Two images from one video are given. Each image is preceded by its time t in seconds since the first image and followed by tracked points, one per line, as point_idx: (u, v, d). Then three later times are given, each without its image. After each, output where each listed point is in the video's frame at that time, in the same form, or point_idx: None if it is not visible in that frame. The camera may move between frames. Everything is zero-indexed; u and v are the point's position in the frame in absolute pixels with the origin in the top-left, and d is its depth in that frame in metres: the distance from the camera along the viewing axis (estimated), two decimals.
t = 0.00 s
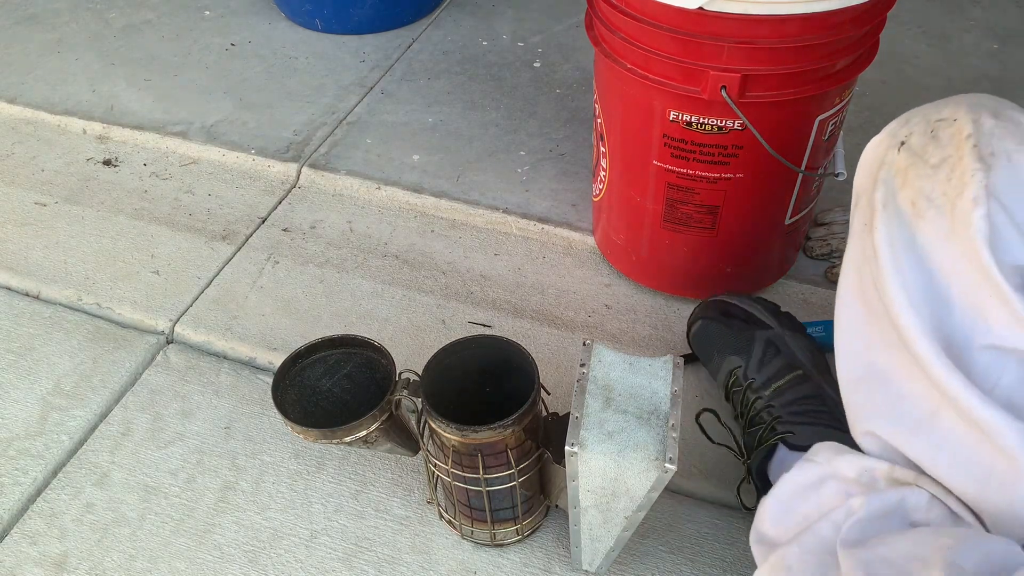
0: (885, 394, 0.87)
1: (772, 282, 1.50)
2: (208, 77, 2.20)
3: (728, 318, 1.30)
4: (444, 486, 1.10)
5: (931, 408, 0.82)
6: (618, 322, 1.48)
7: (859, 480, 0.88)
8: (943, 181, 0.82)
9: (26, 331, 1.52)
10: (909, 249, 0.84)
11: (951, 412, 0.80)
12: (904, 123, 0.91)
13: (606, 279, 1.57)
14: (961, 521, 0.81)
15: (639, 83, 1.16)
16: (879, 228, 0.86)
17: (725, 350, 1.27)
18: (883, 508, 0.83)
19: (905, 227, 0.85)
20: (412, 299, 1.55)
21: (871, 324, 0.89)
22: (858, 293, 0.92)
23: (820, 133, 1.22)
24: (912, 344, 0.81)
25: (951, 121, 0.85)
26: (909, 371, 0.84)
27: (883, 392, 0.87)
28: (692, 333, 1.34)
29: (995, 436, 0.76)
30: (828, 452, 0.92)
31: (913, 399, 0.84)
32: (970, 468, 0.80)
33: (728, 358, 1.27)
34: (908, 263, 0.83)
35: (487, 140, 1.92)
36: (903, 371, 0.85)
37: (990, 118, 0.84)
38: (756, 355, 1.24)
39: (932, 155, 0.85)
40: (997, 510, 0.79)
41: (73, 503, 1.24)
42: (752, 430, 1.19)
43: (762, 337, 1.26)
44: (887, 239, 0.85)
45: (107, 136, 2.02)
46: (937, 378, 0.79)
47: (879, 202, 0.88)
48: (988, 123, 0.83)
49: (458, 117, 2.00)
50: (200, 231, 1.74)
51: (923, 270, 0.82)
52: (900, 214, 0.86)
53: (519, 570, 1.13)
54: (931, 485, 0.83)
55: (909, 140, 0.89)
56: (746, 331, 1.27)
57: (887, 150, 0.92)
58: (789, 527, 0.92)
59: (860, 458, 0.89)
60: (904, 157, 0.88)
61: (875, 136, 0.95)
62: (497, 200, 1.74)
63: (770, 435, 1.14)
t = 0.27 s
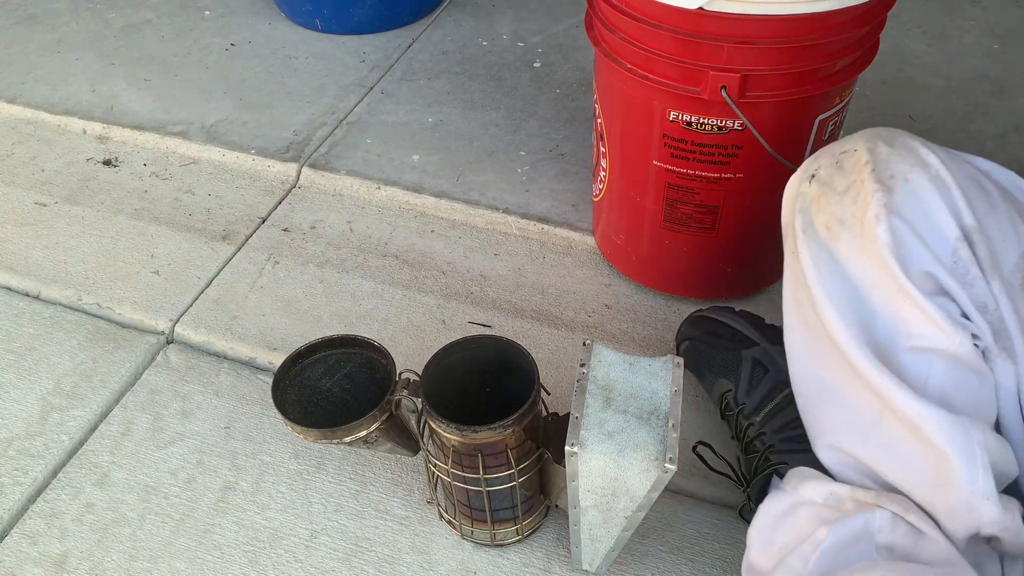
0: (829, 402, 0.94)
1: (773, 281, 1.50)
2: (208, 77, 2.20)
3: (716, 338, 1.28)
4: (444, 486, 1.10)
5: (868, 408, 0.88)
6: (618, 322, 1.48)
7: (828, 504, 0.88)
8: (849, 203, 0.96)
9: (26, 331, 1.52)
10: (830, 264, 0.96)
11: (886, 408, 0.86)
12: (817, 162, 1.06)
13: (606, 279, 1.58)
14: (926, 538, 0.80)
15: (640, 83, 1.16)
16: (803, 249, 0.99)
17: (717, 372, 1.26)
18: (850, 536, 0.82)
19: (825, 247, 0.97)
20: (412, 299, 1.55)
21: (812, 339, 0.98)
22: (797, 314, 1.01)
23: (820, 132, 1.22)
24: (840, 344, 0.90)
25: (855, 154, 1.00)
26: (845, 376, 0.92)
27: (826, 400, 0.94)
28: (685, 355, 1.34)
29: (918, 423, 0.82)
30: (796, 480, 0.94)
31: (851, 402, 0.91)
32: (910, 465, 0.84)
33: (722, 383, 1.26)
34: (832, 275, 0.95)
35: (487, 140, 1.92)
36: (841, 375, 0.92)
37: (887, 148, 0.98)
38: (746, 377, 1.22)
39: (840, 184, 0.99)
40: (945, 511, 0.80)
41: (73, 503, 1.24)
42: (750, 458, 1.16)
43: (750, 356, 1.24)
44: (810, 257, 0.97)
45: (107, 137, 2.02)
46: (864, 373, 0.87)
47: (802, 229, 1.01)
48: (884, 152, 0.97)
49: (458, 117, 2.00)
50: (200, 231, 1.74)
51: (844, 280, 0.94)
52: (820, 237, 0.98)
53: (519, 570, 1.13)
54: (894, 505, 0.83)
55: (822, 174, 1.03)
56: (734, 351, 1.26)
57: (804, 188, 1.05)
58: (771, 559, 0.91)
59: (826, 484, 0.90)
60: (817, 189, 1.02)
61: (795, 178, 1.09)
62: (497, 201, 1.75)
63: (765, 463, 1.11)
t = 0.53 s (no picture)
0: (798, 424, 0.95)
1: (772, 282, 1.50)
2: (208, 77, 2.20)
3: (709, 344, 1.29)
4: (444, 486, 1.10)
5: (835, 425, 0.90)
6: (618, 322, 1.48)
7: (817, 500, 0.86)
8: (794, 234, 0.98)
9: (26, 331, 1.52)
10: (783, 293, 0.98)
11: (851, 425, 0.88)
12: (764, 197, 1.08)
13: (606, 280, 1.58)
14: (914, 537, 0.81)
15: (640, 83, 1.16)
16: (755, 282, 1.01)
17: (710, 378, 1.28)
18: (841, 537, 0.81)
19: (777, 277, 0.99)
20: (412, 299, 1.55)
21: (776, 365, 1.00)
22: (760, 343, 1.03)
23: (820, 132, 1.22)
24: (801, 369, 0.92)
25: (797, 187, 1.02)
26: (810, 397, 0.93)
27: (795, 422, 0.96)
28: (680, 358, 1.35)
29: (881, 433, 0.83)
30: (786, 475, 0.92)
31: (818, 421, 0.92)
32: (879, 473, 0.85)
33: (717, 389, 1.27)
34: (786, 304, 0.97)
35: (487, 140, 1.92)
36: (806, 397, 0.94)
37: (827, 176, 1.00)
38: (739, 383, 1.22)
39: (785, 216, 1.01)
40: (918, 511, 0.82)
41: (73, 503, 1.24)
42: (745, 463, 1.17)
43: (741, 364, 1.24)
44: (763, 290, 0.99)
45: (107, 137, 2.02)
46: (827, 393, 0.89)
47: (753, 263, 1.03)
48: (823, 183, 0.99)
49: (458, 117, 2.00)
50: (200, 231, 1.74)
51: (798, 308, 0.95)
52: (771, 268, 1.00)
53: (519, 571, 1.13)
54: (883, 504, 0.83)
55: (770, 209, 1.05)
56: (727, 358, 1.26)
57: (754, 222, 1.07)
58: (759, 551, 0.91)
59: (813, 480, 0.88)
60: (765, 223, 1.04)
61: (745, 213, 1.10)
62: (497, 201, 1.75)
63: (760, 469, 1.13)
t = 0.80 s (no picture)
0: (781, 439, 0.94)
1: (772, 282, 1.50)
2: (208, 77, 2.20)
3: (705, 350, 1.29)
4: (444, 486, 1.10)
5: (819, 437, 0.89)
6: (618, 322, 1.48)
7: (803, 516, 0.85)
8: (771, 250, 0.98)
9: (26, 331, 1.52)
10: (762, 309, 0.98)
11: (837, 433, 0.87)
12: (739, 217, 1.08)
13: (606, 280, 1.57)
14: (899, 548, 0.80)
15: (640, 83, 1.16)
16: (735, 302, 1.00)
17: (706, 384, 1.27)
18: (829, 555, 0.80)
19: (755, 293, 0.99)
20: (412, 299, 1.55)
21: (759, 383, 0.99)
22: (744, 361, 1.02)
23: (820, 133, 1.22)
24: (784, 382, 0.91)
25: (770, 206, 1.02)
26: (794, 410, 0.93)
27: (778, 438, 0.95)
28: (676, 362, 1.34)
29: (866, 439, 0.83)
30: (774, 488, 0.90)
31: (802, 435, 0.92)
32: (866, 481, 0.85)
33: (712, 395, 1.26)
34: (766, 320, 0.97)
35: (487, 140, 1.92)
36: (790, 411, 0.94)
37: (801, 194, 1.01)
38: (732, 392, 1.21)
39: (760, 234, 1.01)
40: (907, 516, 0.81)
41: (73, 503, 1.24)
42: (740, 468, 1.17)
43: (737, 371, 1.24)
44: (744, 309, 0.99)
45: (107, 137, 2.02)
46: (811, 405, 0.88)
47: (730, 282, 1.03)
48: (797, 201, 1.00)
49: (458, 117, 2.00)
50: (200, 231, 1.74)
51: (779, 323, 0.95)
52: (751, 286, 1.00)
53: (519, 571, 1.13)
54: (867, 518, 0.82)
55: (746, 228, 1.05)
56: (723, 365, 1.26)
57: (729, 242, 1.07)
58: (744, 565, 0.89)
59: (800, 495, 0.86)
60: (741, 242, 1.04)
61: (719, 235, 1.10)
62: (497, 200, 1.75)
63: (754, 476, 1.12)
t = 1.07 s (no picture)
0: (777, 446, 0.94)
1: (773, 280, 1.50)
2: (208, 77, 2.20)
3: (704, 352, 1.28)
4: (444, 486, 1.10)
5: (816, 443, 0.89)
6: (618, 322, 1.48)
7: (798, 521, 0.84)
8: (764, 258, 0.98)
9: (26, 331, 1.52)
10: (757, 317, 0.97)
11: (836, 438, 0.87)
12: (733, 224, 1.07)
13: (606, 280, 1.58)
14: (895, 552, 0.80)
15: (640, 83, 1.16)
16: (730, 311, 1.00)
17: (707, 385, 1.27)
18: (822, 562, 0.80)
19: (749, 301, 0.99)
20: (412, 299, 1.55)
21: (756, 390, 0.99)
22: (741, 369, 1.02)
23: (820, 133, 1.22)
24: (780, 389, 0.91)
25: (763, 213, 1.02)
26: (791, 417, 0.93)
27: (775, 444, 0.95)
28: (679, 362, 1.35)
29: (864, 445, 0.83)
30: (771, 493, 0.90)
31: (798, 441, 0.91)
32: (863, 487, 0.84)
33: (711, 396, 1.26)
34: (761, 328, 0.96)
35: (487, 140, 1.92)
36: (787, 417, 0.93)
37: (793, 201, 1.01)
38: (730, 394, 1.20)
39: (754, 242, 1.01)
40: (904, 520, 0.81)
41: (73, 503, 1.24)
42: (739, 469, 1.17)
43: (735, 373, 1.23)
44: (739, 317, 0.98)
45: (107, 137, 2.02)
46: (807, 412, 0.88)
47: (724, 290, 1.02)
48: (789, 208, 1.00)
49: (458, 117, 2.00)
50: (200, 231, 1.74)
51: (775, 331, 0.95)
52: (745, 295, 0.99)
53: (519, 570, 1.13)
54: (861, 523, 0.82)
55: (739, 235, 1.04)
56: (722, 366, 1.26)
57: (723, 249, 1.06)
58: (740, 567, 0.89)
59: (795, 500, 0.86)
60: (735, 249, 1.03)
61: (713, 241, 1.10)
62: (497, 200, 1.75)
63: (752, 479, 1.12)
